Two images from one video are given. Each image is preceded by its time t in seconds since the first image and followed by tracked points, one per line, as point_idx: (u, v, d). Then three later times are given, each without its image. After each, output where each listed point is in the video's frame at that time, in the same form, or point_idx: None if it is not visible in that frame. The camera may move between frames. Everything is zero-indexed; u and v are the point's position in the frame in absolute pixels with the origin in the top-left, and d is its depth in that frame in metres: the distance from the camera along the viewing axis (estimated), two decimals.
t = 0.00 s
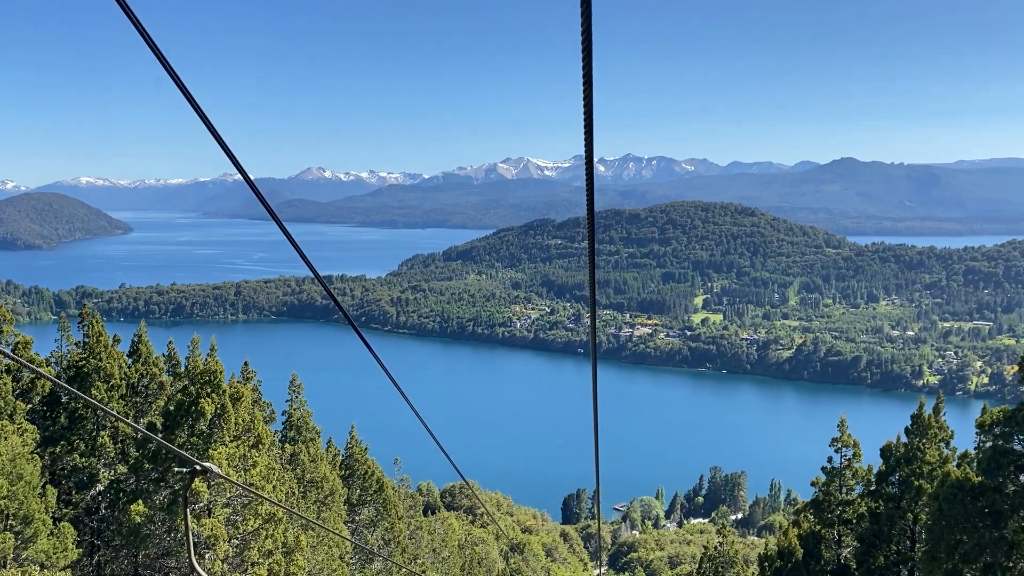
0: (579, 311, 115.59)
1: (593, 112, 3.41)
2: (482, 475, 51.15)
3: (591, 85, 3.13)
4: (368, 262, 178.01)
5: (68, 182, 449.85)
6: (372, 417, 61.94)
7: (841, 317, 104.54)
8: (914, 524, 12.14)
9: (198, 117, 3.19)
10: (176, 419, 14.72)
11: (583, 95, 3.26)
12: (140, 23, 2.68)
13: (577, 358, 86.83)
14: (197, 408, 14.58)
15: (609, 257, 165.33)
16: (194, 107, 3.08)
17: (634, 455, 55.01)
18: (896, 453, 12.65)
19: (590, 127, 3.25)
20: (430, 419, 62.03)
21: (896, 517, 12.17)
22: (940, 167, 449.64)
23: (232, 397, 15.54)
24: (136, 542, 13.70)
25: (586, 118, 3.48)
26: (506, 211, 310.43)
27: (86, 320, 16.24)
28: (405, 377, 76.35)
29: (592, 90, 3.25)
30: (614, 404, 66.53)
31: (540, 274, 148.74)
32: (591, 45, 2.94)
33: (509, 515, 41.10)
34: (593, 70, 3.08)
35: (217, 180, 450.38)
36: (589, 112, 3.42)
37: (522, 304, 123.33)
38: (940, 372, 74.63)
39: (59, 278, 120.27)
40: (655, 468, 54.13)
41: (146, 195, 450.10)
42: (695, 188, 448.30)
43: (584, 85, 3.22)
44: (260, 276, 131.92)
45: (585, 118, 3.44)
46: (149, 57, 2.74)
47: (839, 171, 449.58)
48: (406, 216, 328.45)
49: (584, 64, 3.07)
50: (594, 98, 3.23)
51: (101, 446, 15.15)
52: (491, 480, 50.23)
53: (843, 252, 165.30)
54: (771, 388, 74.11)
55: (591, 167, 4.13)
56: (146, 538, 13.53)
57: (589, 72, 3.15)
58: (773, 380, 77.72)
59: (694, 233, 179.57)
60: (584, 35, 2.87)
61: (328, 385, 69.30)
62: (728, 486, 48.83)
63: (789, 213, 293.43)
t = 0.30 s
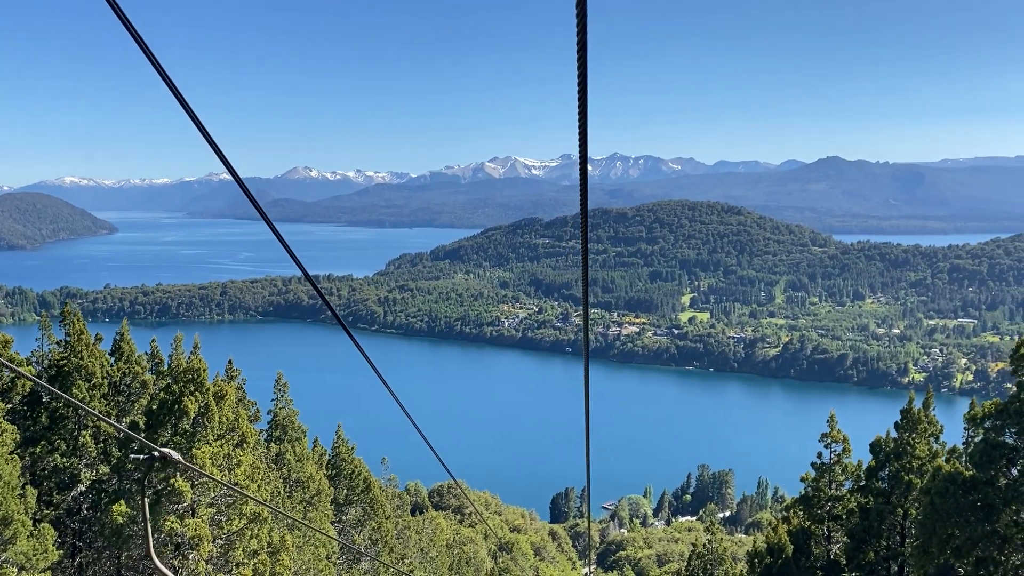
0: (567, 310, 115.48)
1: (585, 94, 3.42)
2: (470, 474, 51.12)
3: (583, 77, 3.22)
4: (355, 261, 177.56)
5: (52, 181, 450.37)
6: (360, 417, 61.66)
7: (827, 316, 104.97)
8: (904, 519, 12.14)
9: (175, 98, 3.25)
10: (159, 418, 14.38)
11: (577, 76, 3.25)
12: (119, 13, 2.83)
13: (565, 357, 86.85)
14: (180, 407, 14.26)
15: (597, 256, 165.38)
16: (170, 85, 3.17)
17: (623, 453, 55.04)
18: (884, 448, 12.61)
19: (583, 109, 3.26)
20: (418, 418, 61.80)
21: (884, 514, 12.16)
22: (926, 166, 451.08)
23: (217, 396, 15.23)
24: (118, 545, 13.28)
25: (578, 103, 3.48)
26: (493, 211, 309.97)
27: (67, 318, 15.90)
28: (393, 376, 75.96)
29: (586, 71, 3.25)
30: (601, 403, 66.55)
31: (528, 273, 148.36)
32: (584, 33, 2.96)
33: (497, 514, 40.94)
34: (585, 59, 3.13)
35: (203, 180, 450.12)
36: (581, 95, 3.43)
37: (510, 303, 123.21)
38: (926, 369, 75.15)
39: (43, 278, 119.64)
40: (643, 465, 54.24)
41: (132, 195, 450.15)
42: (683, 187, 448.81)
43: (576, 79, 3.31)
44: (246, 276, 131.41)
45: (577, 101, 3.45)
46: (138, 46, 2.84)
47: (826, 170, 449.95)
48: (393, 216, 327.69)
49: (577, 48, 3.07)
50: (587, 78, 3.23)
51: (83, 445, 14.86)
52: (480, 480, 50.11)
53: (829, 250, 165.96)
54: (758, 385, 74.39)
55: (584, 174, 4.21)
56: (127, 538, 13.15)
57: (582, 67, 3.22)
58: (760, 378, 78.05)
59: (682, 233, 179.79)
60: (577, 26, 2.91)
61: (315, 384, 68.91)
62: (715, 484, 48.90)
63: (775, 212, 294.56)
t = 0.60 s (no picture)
0: (553, 310, 115.21)
1: (577, 89, 3.44)
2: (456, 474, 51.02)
3: (576, 69, 3.22)
4: (339, 261, 176.71)
5: (35, 182, 450.56)
6: (345, 418, 61.32)
7: (812, 316, 105.51)
8: (891, 516, 12.10)
9: (163, 95, 3.15)
10: (139, 418, 14.03)
11: (569, 74, 3.29)
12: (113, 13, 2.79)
13: (551, 357, 86.82)
14: (161, 406, 13.91)
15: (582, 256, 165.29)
16: (164, 90, 3.08)
17: (609, 453, 55.09)
18: (872, 444, 12.60)
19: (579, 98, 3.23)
20: (404, 419, 61.51)
21: (872, 511, 12.16)
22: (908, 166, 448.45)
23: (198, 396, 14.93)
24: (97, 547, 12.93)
25: (569, 99, 3.52)
26: (478, 212, 309.60)
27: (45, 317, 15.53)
28: (379, 377, 75.52)
29: (577, 68, 3.28)
30: (588, 403, 66.55)
31: (514, 273, 148.03)
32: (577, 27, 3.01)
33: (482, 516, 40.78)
34: (578, 46, 3.11)
35: (186, 181, 450.42)
36: (576, 86, 3.41)
37: (496, 303, 123.04)
38: (909, 368, 75.71)
39: (23, 279, 118.66)
40: (629, 465, 54.33)
41: (115, 196, 449.87)
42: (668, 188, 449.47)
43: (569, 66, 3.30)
44: (229, 277, 130.56)
45: (571, 90, 3.43)
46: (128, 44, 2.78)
47: (810, 171, 449.80)
48: (377, 217, 326.55)
49: (569, 43, 3.11)
50: (584, 67, 3.20)
51: (61, 446, 14.52)
52: (466, 480, 49.97)
53: (813, 251, 166.85)
54: (743, 385, 74.69)
55: (575, 163, 4.23)
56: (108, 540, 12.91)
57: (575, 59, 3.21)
58: (745, 377, 78.36)
59: (667, 233, 179.98)
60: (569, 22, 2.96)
61: (300, 386, 68.38)
62: (701, 483, 48.99)
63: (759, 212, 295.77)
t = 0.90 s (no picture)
0: (537, 312, 114.45)
1: (560, 96, 3.37)
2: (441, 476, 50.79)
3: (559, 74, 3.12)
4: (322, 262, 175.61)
5: (16, 184, 450.08)
6: (329, 420, 60.78)
7: (794, 317, 106.12)
8: (877, 514, 12.10)
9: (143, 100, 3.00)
10: (116, 418, 13.62)
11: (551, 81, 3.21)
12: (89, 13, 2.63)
13: (536, 359, 86.71)
14: (138, 407, 13.54)
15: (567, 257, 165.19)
16: (143, 91, 2.94)
17: (595, 454, 55.04)
18: (857, 441, 12.56)
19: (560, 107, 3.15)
20: (388, 421, 61.06)
21: (858, 509, 12.15)
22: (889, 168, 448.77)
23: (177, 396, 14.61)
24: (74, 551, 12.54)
25: (552, 105, 3.44)
26: (462, 214, 309.02)
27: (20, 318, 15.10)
28: (363, 380, 74.91)
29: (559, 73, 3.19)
30: (574, 404, 66.48)
31: (498, 275, 147.66)
32: (559, 32, 2.92)
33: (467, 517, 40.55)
34: (560, 52, 3.03)
35: (168, 182, 450.20)
36: (557, 89, 3.31)
37: (480, 305, 122.75)
38: (891, 368, 76.41)
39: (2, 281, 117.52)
40: (614, 465, 54.38)
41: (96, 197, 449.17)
42: (652, 190, 449.74)
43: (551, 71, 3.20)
44: (211, 279, 129.48)
45: (553, 99, 3.37)
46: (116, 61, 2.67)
47: (793, 172, 449.77)
48: (361, 219, 325.09)
49: (551, 51, 3.04)
50: (563, 69, 3.08)
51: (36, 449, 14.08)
52: (451, 482, 49.74)
53: (795, 252, 167.85)
54: (727, 386, 75.02)
55: (558, 168, 4.13)
56: (84, 544, 12.55)
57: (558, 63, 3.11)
58: (728, 378, 78.68)
59: (651, 234, 180.33)
60: (552, 24, 2.85)
61: (283, 388, 67.73)
62: (685, 483, 48.95)
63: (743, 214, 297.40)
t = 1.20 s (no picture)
0: (522, 312, 113.37)
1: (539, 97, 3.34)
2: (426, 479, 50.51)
3: (537, 74, 3.09)
4: (305, 264, 174.71)
5: None
6: (312, 423, 60.28)
7: (778, 318, 106.59)
8: (862, 512, 12.08)
9: (111, 87, 3.03)
10: (93, 419, 13.32)
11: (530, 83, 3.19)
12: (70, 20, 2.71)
13: (521, 360, 86.52)
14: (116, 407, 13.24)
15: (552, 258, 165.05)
16: (113, 82, 2.98)
17: (580, 455, 55.03)
18: (841, 440, 12.54)
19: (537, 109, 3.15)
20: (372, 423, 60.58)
21: (842, 508, 12.13)
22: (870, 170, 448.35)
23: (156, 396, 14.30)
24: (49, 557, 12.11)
25: (531, 107, 3.43)
26: (447, 216, 308.33)
27: None
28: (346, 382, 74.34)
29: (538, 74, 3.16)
30: (560, 406, 66.33)
31: (483, 276, 147.34)
32: (537, 32, 2.90)
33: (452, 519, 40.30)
34: (539, 55, 3.00)
35: (151, 184, 450.35)
36: (534, 94, 3.32)
37: (465, 307, 122.48)
38: (873, 369, 77.01)
39: None
40: (599, 467, 54.35)
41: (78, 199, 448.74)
42: (637, 192, 450.06)
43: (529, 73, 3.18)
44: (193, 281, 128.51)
45: (532, 103, 3.36)
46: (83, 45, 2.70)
47: (777, 175, 450.09)
48: (345, 220, 323.62)
49: (531, 54, 3.02)
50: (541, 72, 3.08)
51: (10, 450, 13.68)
52: (435, 484, 49.48)
53: (778, 255, 168.62)
54: (711, 387, 75.26)
55: (539, 172, 4.09)
56: (59, 547, 12.05)
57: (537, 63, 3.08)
58: (711, 379, 78.94)
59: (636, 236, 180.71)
60: (530, 24, 2.84)
61: (267, 391, 67.07)
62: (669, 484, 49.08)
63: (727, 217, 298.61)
